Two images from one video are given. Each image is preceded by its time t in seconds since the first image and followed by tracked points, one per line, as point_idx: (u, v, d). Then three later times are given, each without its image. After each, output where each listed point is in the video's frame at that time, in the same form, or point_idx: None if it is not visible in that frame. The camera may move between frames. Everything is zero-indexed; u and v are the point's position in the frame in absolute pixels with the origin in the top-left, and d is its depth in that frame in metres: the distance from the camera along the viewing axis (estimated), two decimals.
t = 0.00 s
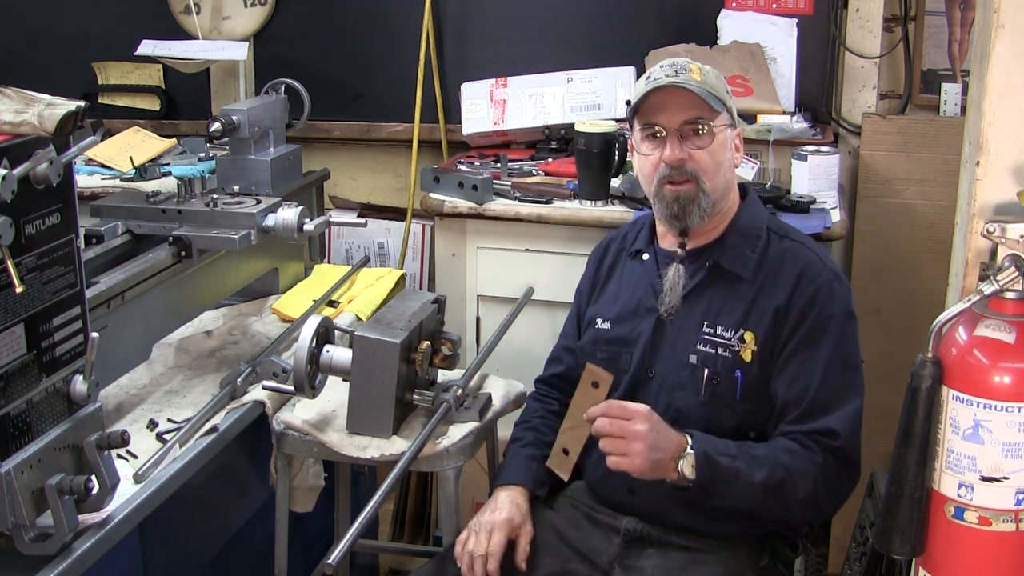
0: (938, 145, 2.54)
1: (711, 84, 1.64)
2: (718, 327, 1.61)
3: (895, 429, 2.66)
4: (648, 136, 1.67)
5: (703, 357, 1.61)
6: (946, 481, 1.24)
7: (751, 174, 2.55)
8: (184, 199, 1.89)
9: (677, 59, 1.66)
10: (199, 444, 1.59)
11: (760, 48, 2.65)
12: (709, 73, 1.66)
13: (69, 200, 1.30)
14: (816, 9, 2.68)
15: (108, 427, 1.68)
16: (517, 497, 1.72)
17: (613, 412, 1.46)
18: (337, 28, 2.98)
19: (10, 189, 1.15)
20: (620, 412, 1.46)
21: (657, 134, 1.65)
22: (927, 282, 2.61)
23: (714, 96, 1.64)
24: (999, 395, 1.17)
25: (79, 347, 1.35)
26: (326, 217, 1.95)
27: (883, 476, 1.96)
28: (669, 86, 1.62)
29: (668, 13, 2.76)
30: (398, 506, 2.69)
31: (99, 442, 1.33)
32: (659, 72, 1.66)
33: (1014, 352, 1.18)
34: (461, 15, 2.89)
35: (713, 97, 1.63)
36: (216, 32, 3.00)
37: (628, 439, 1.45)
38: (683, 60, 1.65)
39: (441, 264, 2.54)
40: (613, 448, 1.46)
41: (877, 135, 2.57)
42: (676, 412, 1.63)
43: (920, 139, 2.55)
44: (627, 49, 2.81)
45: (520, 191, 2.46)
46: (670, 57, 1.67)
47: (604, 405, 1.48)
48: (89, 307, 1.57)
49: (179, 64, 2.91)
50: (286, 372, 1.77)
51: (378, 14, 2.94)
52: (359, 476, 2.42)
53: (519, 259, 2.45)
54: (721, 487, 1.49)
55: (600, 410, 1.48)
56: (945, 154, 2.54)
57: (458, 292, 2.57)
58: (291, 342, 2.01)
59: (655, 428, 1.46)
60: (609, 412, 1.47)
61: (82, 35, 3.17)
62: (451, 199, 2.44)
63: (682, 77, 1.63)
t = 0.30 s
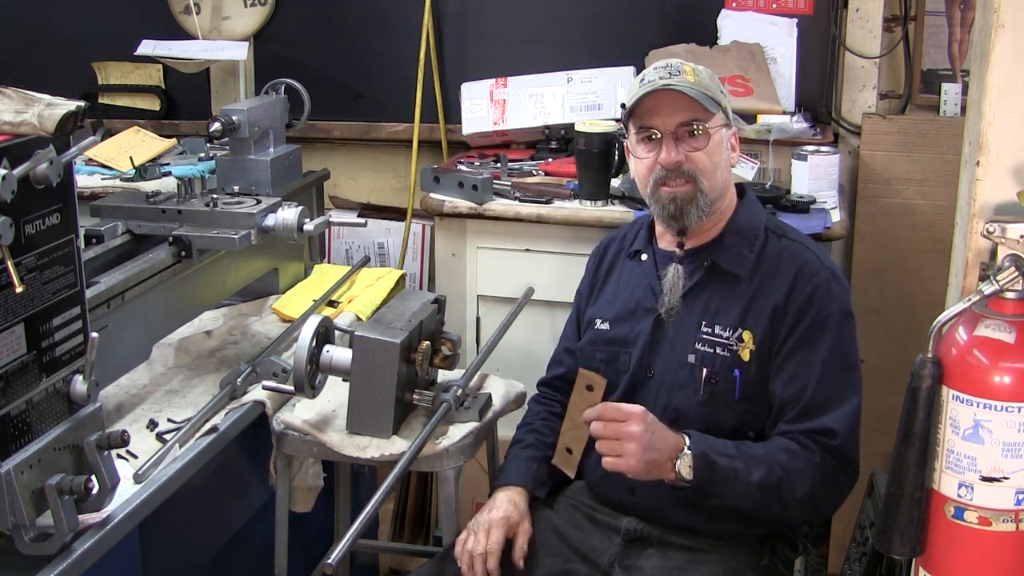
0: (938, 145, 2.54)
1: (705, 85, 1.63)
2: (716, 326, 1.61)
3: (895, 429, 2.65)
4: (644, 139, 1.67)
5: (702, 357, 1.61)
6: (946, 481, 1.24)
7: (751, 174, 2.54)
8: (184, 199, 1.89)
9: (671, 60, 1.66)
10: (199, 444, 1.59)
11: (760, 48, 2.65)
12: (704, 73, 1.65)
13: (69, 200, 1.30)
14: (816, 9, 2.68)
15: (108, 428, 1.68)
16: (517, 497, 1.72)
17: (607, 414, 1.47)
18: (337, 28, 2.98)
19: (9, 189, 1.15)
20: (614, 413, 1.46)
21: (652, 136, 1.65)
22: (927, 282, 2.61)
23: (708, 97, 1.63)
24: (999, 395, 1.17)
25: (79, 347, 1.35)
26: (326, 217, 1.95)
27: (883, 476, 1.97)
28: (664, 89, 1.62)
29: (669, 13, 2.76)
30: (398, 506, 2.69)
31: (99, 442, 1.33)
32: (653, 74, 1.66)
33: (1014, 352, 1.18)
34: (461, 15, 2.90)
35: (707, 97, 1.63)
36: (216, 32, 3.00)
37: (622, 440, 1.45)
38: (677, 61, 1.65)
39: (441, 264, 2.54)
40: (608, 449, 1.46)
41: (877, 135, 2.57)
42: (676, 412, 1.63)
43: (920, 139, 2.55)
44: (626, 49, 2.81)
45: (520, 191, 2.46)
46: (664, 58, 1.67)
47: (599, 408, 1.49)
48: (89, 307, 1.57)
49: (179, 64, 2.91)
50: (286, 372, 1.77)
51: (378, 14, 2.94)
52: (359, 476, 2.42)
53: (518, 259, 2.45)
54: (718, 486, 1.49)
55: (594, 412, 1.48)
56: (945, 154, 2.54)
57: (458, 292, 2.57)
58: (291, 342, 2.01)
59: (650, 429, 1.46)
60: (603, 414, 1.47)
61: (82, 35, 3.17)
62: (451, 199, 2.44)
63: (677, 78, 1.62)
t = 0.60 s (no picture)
0: (938, 145, 2.54)
1: (705, 86, 1.63)
2: (716, 326, 1.61)
3: (896, 428, 2.65)
4: (643, 141, 1.67)
5: (702, 357, 1.61)
6: (946, 481, 1.23)
7: (751, 174, 2.53)
8: (184, 199, 1.89)
9: (670, 61, 1.66)
10: (199, 444, 1.59)
11: (760, 48, 2.65)
12: (704, 74, 1.65)
13: (69, 200, 1.30)
14: (816, 9, 2.68)
15: (108, 428, 1.68)
16: (518, 497, 1.72)
17: (601, 421, 1.46)
18: (338, 28, 2.98)
19: (9, 189, 1.15)
20: (608, 421, 1.46)
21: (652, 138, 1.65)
22: (927, 282, 2.61)
23: (708, 98, 1.63)
24: (1000, 395, 1.17)
25: (79, 347, 1.35)
26: (326, 217, 1.95)
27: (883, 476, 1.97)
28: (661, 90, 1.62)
29: (669, 13, 2.76)
30: (399, 507, 2.69)
31: (99, 442, 1.33)
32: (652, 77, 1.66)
33: (1014, 353, 1.17)
34: (461, 15, 2.90)
35: (707, 99, 1.63)
36: (216, 32, 3.00)
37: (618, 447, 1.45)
38: (676, 63, 1.65)
39: (441, 264, 2.54)
40: (604, 457, 1.46)
41: (877, 135, 2.57)
42: (675, 412, 1.64)
43: (920, 139, 2.55)
44: (626, 49, 2.81)
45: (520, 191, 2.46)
46: (664, 59, 1.67)
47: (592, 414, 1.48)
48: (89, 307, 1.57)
49: (179, 64, 2.91)
50: (286, 372, 1.77)
51: (378, 14, 2.94)
52: (359, 477, 2.42)
53: (519, 259, 2.45)
54: (716, 489, 1.49)
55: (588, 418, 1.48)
56: (945, 154, 2.54)
57: (458, 292, 2.57)
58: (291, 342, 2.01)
59: (645, 437, 1.45)
60: (597, 421, 1.46)
61: (81, 35, 3.17)
62: (451, 200, 2.44)
63: (676, 79, 1.62)
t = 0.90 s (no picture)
0: (938, 146, 2.54)
1: (691, 99, 1.60)
2: (717, 326, 1.61)
3: (896, 428, 2.65)
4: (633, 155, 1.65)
5: (703, 356, 1.61)
6: (945, 481, 1.23)
7: (751, 174, 2.53)
8: (184, 199, 1.89)
9: (660, 72, 1.63)
10: (199, 444, 1.59)
11: (760, 48, 2.65)
12: (694, 84, 1.61)
13: (69, 200, 1.30)
14: (815, 9, 2.68)
15: (108, 428, 1.68)
16: (518, 496, 1.72)
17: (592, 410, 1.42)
18: (338, 28, 2.98)
19: (9, 189, 1.15)
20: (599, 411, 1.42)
21: (640, 153, 1.63)
22: (927, 282, 2.61)
23: (694, 111, 1.60)
24: (999, 395, 1.17)
25: (78, 347, 1.34)
26: (326, 217, 1.95)
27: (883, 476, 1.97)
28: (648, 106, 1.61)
29: (669, 13, 2.76)
30: (399, 507, 2.69)
31: (99, 442, 1.33)
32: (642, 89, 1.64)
33: (1014, 353, 1.17)
34: (461, 15, 2.90)
35: (692, 112, 1.60)
36: (216, 32, 3.00)
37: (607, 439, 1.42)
38: (665, 74, 1.62)
39: (441, 264, 2.54)
40: (593, 444, 1.43)
41: (877, 135, 2.57)
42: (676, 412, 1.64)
43: (920, 139, 2.55)
44: (627, 49, 2.81)
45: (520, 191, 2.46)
46: (655, 69, 1.65)
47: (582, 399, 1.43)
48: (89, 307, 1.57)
49: (179, 64, 2.91)
50: (286, 372, 1.77)
51: (378, 13, 2.94)
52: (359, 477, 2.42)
53: (518, 259, 2.45)
54: (708, 477, 1.48)
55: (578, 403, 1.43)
56: (945, 154, 2.54)
57: (458, 292, 2.57)
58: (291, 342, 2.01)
59: (636, 429, 1.42)
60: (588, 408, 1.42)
61: (81, 35, 3.17)
62: (451, 200, 2.44)
63: (661, 95, 1.61)
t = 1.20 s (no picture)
0: (938, 146, 2.54)
1: (702, 93, 1.61)
2: (716, 326, 1.61)
3: (895, 427, 2.65)
4: (641, 147, 1.67)
5: (702, 357, 1.62)
6: (946, 481, 1.23)
7: (751, 174, 2.55)
8: (184, 199, 1.89)
9: (672, 66, 1.65)
10: (199, 444, 1.59)
11: (760, 48, 2.64)
12: (705, 79, 1.63)
13: (69, 200, 1.30)
14: (815, 9, 2.68)
15: (108, 428, 1.68)
16: (527, 470, 1.74)
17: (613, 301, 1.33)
18: (338, 28, 2.98)
19: (10, 189, 1.15)
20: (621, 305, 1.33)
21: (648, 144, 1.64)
22: (927, 282, 2.61)
23: (704, 105, 1.61)
24: (999, 395, 1.17)
25: (79, 347, 1.34)
26: (326, 217, 1.95)
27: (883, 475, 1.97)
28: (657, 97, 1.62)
29: (669, 13, 2.76)
30: (399, 507, 2.69)
31: (99, 442, 1.33)
32: (654, 81, 1.66)
33: (1014, 353, 1.17)
34: (461, 15, 2.90)
35: (702, 105, 1.61)
36: (216, 32, 3.00)
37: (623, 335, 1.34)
38: (677, 67, 1.64)
39: (441, 264, 2.54)
40: (613, 327, 1.33)
41: (877, 135, 2.57)
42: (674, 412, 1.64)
43: (920, 139, 2.55)
44: (627, 49, 2.81)
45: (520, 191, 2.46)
46: (667, 63, 1.66)
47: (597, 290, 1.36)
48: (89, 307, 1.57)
49: (179, 64, 2.91)
50: (286, 372, 1.77)
51: (378, 13, 2.94)
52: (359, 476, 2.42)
53: (518, 259, 2.46)
54: (693, 429, 1.42)
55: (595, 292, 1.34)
56: (945, 154, 2.54)
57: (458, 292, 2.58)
58: (291, 342, 2.01)
59: (653, 333, 1.35)
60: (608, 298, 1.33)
61: (81, 35, 3.17)
62: (451, 200, 2.44)
63: (672, 86, 1.62)
